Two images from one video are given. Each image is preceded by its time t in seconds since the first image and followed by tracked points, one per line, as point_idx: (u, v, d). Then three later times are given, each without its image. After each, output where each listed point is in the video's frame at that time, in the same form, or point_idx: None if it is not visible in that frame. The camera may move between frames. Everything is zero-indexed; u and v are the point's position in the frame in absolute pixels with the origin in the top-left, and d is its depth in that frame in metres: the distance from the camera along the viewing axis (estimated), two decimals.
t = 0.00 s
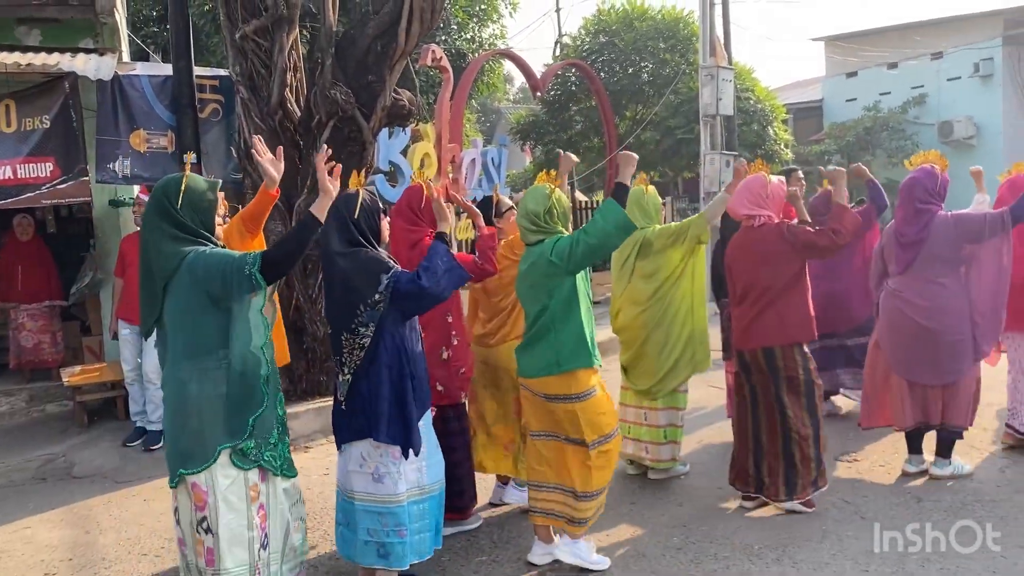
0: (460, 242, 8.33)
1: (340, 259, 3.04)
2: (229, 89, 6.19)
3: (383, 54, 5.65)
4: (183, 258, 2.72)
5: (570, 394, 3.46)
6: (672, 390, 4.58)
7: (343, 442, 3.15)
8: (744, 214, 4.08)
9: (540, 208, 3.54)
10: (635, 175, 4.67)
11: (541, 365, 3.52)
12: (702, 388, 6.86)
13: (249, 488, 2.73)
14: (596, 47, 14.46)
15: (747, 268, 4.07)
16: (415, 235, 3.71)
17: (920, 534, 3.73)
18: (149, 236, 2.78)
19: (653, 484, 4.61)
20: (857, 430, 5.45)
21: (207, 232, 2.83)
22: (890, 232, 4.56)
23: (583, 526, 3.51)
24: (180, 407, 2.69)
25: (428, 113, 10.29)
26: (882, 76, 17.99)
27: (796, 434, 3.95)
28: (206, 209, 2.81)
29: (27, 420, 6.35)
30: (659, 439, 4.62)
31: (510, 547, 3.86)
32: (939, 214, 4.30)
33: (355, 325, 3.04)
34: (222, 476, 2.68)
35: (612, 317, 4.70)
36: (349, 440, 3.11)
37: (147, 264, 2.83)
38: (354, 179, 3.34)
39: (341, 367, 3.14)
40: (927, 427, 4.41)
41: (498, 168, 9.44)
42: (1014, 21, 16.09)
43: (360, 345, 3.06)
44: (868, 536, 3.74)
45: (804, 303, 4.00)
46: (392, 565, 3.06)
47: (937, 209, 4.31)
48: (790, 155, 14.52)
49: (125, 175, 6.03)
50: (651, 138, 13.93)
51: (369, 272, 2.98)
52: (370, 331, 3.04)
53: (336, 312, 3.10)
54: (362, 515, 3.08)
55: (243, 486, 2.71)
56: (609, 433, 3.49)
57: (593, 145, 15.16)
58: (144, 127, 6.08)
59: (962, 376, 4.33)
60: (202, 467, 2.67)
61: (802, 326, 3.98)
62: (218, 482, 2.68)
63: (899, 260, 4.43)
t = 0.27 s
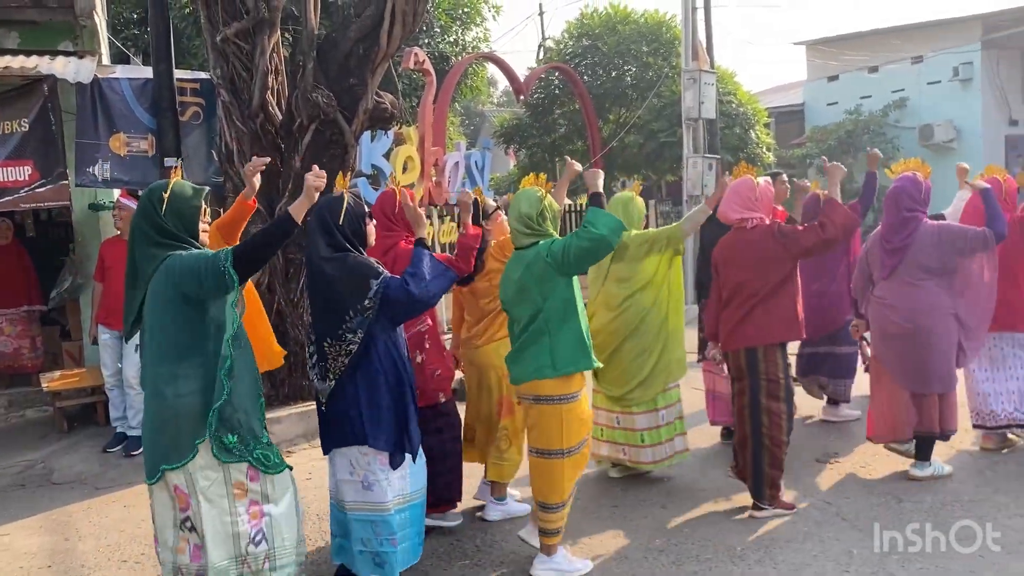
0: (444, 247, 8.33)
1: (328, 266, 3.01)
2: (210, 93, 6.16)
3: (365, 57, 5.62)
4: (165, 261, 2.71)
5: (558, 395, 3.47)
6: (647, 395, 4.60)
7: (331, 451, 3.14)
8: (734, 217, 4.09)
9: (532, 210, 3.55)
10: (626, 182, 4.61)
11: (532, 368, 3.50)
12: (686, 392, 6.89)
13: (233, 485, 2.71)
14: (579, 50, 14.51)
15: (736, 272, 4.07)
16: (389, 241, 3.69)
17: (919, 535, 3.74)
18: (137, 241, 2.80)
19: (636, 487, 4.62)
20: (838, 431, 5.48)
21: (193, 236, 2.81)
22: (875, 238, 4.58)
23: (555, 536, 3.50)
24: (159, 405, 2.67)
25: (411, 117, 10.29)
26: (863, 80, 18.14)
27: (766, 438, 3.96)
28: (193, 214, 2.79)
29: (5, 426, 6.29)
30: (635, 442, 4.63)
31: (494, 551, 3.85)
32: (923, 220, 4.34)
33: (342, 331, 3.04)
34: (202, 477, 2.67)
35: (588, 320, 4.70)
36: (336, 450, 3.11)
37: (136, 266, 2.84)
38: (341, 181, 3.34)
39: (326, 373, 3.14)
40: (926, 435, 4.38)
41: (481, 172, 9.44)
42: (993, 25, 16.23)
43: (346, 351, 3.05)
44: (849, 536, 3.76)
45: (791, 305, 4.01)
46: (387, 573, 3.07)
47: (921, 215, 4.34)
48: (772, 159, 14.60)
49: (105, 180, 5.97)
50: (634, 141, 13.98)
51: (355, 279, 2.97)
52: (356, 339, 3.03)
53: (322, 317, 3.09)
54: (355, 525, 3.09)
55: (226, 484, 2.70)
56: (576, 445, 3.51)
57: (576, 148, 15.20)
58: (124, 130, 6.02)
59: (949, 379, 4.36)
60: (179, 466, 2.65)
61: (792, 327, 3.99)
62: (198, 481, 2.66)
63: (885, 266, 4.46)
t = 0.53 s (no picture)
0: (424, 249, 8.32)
1: (291, 269, 3.01)
2: (188, 95, 6.10)
3: (344, 59, 5.63)
4: (146, 264, 2.69)
5: (545, 397, 3.48)
6: (625, 398, 4.61)
7: (308, 456, 3.12)
8: (711, 220, 4.13)
9: (516, 212, 3.56)
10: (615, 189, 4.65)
11: (517, 371, 3.50)
12: (666, 394, 6.93)
13: (212, 493, 2.66)
14: (560, 54, 14.60)
15: (712, 273, 4.09)
16: (364, 244, 3.70)
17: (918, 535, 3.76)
18: (116, 243, 2.76)
19: (617, 489, 4.64)
20: (817, 432, 5.53)
21: (174, 239, 2.81)
22: (851, 237, 4.61)
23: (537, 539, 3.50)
24: (142, 410, 2.64)
25: (391, 120, 10.28)
26: (840, 85, 18.31)
27: (748, 442, 3.98)
28: (175, 218, 2.79)
29: None
30: (610, 446, 4.65)
31: (475, 554, 3.86)
32: (897, 219, 4.38)
33: (313, 329, 3.02)
34: (185, 482, 2.62)
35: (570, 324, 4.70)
36: (313, 454, 3.09)
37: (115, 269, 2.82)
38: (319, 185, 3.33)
39: (302, 372, 3.12)
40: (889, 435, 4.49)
41: (462, 175, 9.44)
42: (967, 31, 16.39)
43: (318, 347, 3.04)
44: (827, 537, 3.79)
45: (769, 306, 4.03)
46: None
47: (894, 214, 4.38)
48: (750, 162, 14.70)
49: (81, 182, 5.91)
50: (614, 145, 14.05)
51: (321, 275, 2.95)
52: (328, 332, 3.01)
53: (292, 317, 3.07)
54: (332, 529, 3.06)
55: (206, 491, 2.65)
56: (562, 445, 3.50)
57: (556, 152, 15.24)
58: (101, 133, 5.97)
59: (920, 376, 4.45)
60: (164, 470, 2.61)
61: (770, 328, 4.00)
62: (180, 487, 2.61)
63: (860, 264, 4.48)
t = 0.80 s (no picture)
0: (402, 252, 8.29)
1: (266, 269, 2.99)
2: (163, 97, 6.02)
3: (321, 61, 5.60)
4: (123, 266, 2.68)
5: (532, 403, 3.47)
6: (606, 402, 4.60)
7: (276, 459, 3.10)
8: (690, 222, 4.14)
9: (500, 216, 3.59)
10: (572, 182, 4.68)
11: (501, 376, 3.52)
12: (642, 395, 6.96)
13: (177, 501, 2.65)
14: (537, 57, 14.59)
15: (684, 278, 4.13)
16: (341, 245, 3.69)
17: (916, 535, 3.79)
18: (92, 242, 2.73)
19: (594, 492, 4.65)
20: (792, 433, 5.58)
21: (152, 240, 2.78)
22: (822, 244, 4.65)
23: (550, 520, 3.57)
24: (113, 414, 2.62)
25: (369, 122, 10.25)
26: (814, 89, 18.49)
27: (738, 438, 4.06)
28: (153, 218, 2.77)
29: None
30: (594, 449, 4.66)
31: (452, 558, 3.86)
32: (867, 227, 4.44)
33: (285, 331, 3.01)
34: (152, 488, 2.61)
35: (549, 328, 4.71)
36: (282, 457, 3.07)
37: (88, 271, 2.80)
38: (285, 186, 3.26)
39: (273, 376, 3.09)
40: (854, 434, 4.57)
41: (440, 177, 9.43)
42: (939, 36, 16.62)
43: (291, 350, 3.02)
44: (803, 536, 3.83)
45: (739, 311, 4.10)
46: None
47: (864, 222, 4.44)
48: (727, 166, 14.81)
49: (54, 184, 5.85)
50: (592, 148, 14.10)
51: (298, 278, 2.95)
52: (300, 337, 3.01)
53: (264, 320, 3.05)
54: (302, 530, 3.04)
55: (172, 498, 2.64)
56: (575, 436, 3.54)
57: (534, 155, 15.27)
58: (74, 134, 5.90)
59: (887, 380, 4.52)
60: (131, 476, 2.60)
61: (739, 333, 4.08)
62: (146, 494, 2.60)
63: (831, 270, 4.52)
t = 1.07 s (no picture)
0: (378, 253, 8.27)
1: (243, 275, 2.97)
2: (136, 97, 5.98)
3: (296, 63, 5.57)
4: (87, 269, 2.66)
5: (521, 400, 3.51)
6: (583, 400, 4.61)
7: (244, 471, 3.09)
8: (664, 224, 4.15)
9: (482, 218, 3.60)
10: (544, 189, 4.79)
11: (490, 372, 3.55)
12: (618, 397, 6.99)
13: (149, 505, 2.63)
14: (514, 60, 14.61)
15: (661, 278, 4.18)
16: (307, 248, 3.73)
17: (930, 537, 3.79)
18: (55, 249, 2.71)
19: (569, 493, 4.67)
20: (765, 434, 5.63)
21: (116, 245, 2.78)
22: (795, 245, 4.72)
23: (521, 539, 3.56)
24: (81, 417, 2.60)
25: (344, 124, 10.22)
26: (787, 93, 18.67)
27: (696, 442, 4.05)
28: (119, 224, 2.76)
29: None
30: (569, 449, 4.69)
31: (427, 560, 3.85)
32: (840, 227, 4.50)
33: (261, 341, 2.98)
34: (121, 492, 2.59)
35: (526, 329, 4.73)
36: (249, 468, 3.06)
37: (51, 274, 2.77)
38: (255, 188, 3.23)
39: (246, 387, 3.07)
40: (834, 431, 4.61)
41: (415, 179, 9.42)
42: (910, 41, 16.84)
43: (267, 360, 2.99)
44: (775, 536, 3.86)
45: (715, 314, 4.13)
46: None
47: (838, 222, 4.50)
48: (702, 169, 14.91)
49: (24, 185, 5.77)
50: (568, 151, 14.15)
51: (274, 286, 2.93)
52: (277, 347, 2.98)
53: (241, 329, 3.03)
54: (269, 544, 3.02)
55: (143, 503, 2.62)
56: (542, 445, 3.56)
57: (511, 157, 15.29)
58: (45, 135, 5.85)
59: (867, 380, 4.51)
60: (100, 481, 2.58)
61: (715, 331, 4.10)
62: (115, 498, 2.58)
63: (806, 270, 4.59)
